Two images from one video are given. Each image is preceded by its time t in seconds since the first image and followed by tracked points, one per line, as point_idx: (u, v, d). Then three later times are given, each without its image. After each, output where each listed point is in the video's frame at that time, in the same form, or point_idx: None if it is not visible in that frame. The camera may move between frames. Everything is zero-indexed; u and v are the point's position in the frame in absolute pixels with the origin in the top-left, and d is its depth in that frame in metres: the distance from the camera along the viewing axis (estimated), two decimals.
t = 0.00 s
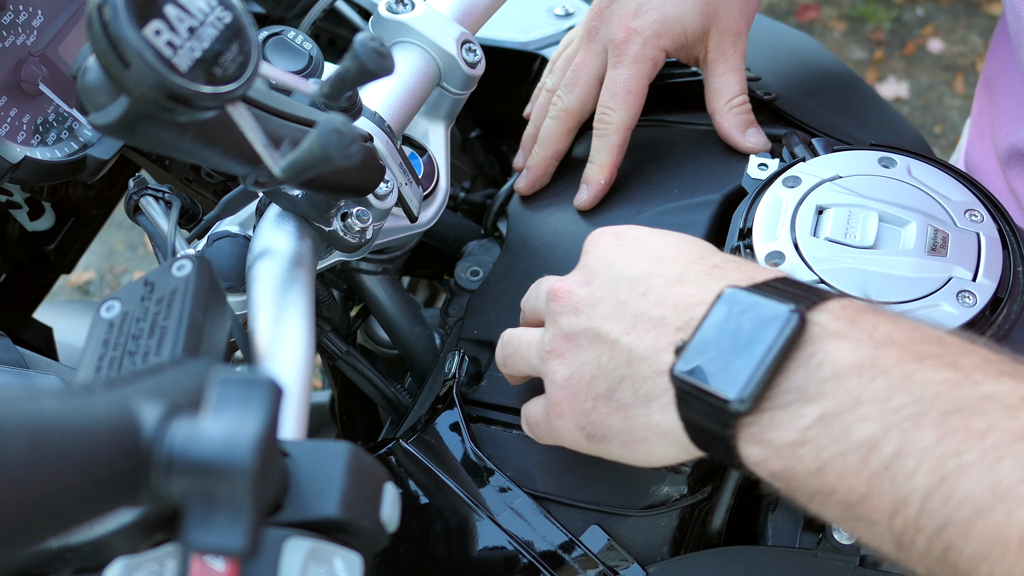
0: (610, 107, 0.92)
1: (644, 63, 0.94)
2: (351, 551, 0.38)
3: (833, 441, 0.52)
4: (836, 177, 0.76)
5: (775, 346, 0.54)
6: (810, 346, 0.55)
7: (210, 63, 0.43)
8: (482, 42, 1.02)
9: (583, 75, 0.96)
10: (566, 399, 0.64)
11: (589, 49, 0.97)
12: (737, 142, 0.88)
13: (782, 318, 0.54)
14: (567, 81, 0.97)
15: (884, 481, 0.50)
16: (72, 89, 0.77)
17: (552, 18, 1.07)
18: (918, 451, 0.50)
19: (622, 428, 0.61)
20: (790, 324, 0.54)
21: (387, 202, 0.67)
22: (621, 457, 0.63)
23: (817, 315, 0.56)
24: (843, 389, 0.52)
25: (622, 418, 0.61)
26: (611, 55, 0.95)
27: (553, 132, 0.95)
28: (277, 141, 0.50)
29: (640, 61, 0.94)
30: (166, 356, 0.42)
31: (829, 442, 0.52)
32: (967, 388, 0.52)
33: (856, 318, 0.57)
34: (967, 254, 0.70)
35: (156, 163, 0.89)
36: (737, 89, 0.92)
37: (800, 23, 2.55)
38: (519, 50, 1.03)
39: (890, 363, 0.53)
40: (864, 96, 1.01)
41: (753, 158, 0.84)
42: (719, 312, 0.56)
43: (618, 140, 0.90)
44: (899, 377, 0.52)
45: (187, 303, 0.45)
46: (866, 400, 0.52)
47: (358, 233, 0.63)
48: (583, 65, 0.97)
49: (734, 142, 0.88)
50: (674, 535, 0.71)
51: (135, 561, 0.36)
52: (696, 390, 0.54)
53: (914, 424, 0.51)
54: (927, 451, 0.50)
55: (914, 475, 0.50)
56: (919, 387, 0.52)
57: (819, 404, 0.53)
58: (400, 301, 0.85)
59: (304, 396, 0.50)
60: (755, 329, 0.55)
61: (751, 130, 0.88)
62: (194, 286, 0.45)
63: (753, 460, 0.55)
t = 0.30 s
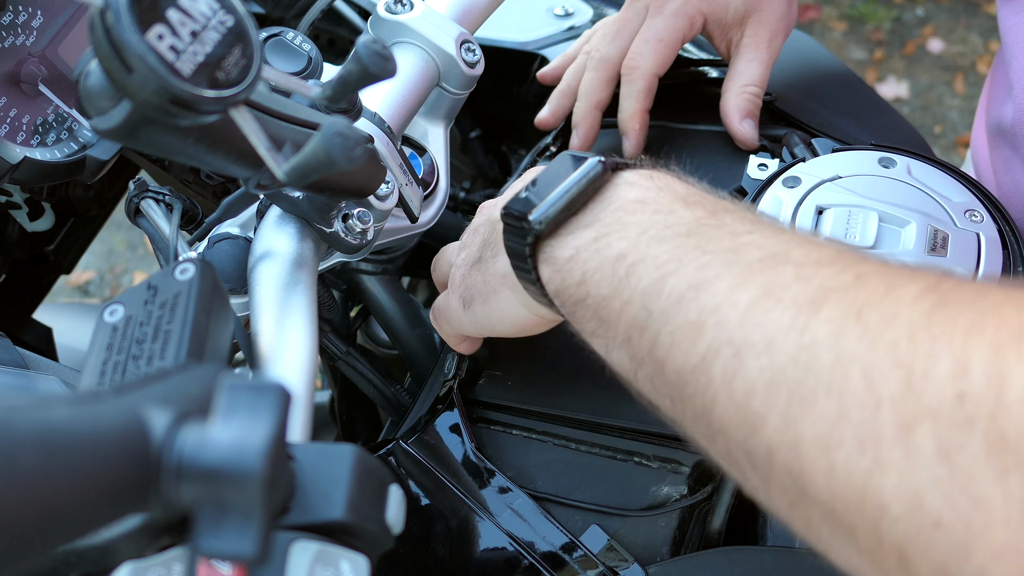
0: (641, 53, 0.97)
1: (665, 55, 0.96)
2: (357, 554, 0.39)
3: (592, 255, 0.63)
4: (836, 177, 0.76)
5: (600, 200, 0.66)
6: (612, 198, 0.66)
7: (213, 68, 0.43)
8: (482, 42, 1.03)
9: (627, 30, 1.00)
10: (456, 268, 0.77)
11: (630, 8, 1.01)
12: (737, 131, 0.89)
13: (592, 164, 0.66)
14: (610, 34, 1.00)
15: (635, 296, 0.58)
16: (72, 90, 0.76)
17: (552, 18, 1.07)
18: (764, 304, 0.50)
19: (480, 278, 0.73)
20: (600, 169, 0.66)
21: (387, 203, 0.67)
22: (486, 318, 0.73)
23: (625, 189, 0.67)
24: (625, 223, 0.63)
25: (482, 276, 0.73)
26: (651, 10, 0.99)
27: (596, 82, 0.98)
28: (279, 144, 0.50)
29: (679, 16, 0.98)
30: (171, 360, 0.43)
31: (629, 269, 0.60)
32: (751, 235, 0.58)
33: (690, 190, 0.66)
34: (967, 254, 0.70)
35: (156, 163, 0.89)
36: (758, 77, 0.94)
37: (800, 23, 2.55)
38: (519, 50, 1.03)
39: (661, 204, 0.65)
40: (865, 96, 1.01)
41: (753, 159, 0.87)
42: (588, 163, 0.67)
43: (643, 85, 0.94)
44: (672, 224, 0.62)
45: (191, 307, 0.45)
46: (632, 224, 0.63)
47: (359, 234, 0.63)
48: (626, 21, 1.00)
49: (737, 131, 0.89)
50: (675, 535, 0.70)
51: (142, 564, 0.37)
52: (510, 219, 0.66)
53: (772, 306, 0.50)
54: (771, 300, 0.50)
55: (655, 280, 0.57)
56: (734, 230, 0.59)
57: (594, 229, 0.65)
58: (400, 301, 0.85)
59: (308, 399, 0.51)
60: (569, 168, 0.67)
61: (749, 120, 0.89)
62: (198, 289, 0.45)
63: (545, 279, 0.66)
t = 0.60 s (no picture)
0: None
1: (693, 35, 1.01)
2: (357, 554, 0.39)
3: (524, 249, 0.63)
4: (837, 177, 0.76)
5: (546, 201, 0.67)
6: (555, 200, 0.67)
7: (214, 67, 0.43)
8: (482, 42, 1.04)
9: None
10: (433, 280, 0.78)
11: None
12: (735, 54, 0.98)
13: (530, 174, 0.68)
14: None
15: (550, 277, 0.58)
16: (72, 89, 0.76)
17: (552, 18, 1.06)
18: (646, 268, 0.51)
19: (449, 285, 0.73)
20: (537, 176, 0.68)
21: (388, 203, 0.67)
22: (458, 328, 0.73)
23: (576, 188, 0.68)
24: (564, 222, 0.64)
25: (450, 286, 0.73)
26: None
27: None
28: (280, 143, 0.50)
29: None
30: (172, 360, 0.43)
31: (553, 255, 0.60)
32: (661, 215, 0.58)
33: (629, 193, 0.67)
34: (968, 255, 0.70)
35: (156, 163, 0.89)
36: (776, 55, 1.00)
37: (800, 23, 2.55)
38: (519, 50, 1.03)
39: (588, 198, 0.65)
40: (866, 97, 1.01)
41: (754, 158, 0.88)
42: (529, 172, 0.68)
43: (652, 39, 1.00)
44: (613, 213, 0.61)
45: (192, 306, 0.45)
46: (558, 217, 0.64)
47: (360, 234, 0.63)
48: None
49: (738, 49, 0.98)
50: (675, 535, 0.71)
51: (142, 565, 0.37)
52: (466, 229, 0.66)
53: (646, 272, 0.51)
54: (654, 264, 0.51)
55: (565, 261, 0.58)
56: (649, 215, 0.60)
57: (525, 228, 0.66)
58: (400, 301, 0.85)
59: (308, 400, 0.50)
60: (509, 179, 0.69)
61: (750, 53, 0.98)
62: (198, 289, 0.45)
63: (486, 281, 0.66)
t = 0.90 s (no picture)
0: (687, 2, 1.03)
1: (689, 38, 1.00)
2: (357, 553, 0.38)
3: (533, 263, 0.63)
4: (837, 177, 0.76)
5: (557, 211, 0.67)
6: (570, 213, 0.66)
7: (214, 66, 0.43)
8: (483, 42, 1.04)
9: None
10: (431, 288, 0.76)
11: None
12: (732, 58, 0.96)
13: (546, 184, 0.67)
14: None
15: (558, 293, 0.58)
16: (73, 89, 0.76)
17: (552, 18, 1.06)
18: (656, 285, 0.51)
19: (452, 295, 0.72)
20: (551, 190, 0.66)
21: (388, 203, 0.67)
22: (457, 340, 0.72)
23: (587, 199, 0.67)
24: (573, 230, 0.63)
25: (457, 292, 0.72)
26: None
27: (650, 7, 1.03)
28: (280, 143, 0.50)
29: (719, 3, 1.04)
30: (172, 360, 0.43)
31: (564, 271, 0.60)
32: (676, 234, 0.58)
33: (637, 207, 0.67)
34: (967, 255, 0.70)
35: (156, 163, 0.89)
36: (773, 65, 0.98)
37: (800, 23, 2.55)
38: (519, 50, 1.03)
39: (600, 214, 0.65)
40: (866, 97, 1.01)
41: (754, 158, 0.88)
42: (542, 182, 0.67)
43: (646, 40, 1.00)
44: (630, 231, 0.60)
45: (191, 306, 0.45)
46: (569, 232, 0.63)
47: (360, 233, 0.63)
48: None
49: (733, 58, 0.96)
50: (675, 536, 0.71)
51: (142, 564, 0.37)
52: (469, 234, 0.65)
53: (655, 291, 0.50)
54: (663, 281, 0.51)
55: (575, 276, 0.58)
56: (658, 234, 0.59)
57: (536, 240, 0.65)
58: (400, 301, 0.85)
59: (308, 399, 0.50)
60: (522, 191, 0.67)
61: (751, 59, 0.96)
62: (198, 288, 0.45)
63: (494, 293, 0.65)
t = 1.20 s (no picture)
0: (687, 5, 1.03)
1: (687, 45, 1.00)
2: (357, 554, 0.39)
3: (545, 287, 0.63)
4: (836, 177, 0.76)
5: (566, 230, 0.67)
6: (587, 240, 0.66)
7: (212, 67, 0.43)
8: (483, 42, 1.04)
9: None
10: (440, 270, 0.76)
11: None
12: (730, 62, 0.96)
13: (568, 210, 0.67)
14: None
15: (564, 319, 0.59)
16: (72, 90, 0.76)
17: (552, 18, 1.06)
18: (652, 322, 0.51)
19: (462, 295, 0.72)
20: (571, 214, 0.66)
21: (388, 203, 0.67)
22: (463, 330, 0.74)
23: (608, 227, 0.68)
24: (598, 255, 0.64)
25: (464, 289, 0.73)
26: None
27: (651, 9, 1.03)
28: (279, 143, 0.50)
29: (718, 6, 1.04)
30: (171, 360, 0.43)
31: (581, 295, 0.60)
32: (679, 267, 0.58)
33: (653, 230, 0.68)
34: (967, 254, 0.70)
35: (156, 163, 0.89)
36: (769, 68, 0.98)
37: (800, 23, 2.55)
38: (519, 50, 1.03)
39: (614, 240, 0.65)
40: (867, 96, 1.02)
41: (754, 159, 0.88)
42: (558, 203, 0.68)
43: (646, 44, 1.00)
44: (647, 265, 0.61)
45: (190, 306, 0.45)
46: (582, 258, 0.64)
47: (359, 234, 0.64)
48: None
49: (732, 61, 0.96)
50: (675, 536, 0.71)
51: (142, 565, 0.37)
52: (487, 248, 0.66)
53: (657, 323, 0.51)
54: (661, 317, 0.51)
55: (581, 304, 0.58)
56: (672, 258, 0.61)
57: (549, 264, 0.65)
58: (400, 301, 0.85)
59: (307, 400, 0.50)
60: (544, 211, 0.67)
61: (749, 65, 0.96)
62: (197, 289, 0.45)
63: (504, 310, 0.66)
